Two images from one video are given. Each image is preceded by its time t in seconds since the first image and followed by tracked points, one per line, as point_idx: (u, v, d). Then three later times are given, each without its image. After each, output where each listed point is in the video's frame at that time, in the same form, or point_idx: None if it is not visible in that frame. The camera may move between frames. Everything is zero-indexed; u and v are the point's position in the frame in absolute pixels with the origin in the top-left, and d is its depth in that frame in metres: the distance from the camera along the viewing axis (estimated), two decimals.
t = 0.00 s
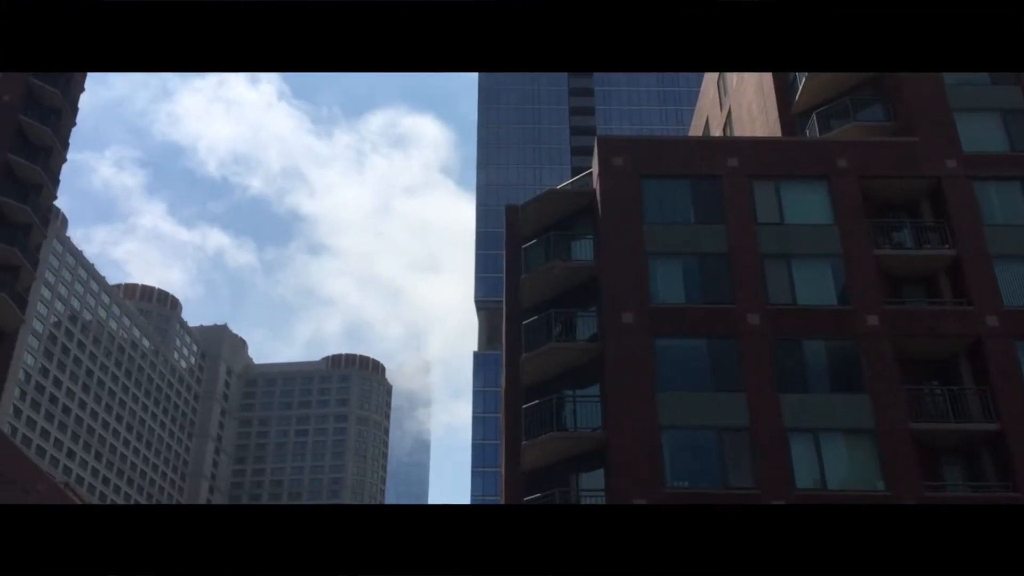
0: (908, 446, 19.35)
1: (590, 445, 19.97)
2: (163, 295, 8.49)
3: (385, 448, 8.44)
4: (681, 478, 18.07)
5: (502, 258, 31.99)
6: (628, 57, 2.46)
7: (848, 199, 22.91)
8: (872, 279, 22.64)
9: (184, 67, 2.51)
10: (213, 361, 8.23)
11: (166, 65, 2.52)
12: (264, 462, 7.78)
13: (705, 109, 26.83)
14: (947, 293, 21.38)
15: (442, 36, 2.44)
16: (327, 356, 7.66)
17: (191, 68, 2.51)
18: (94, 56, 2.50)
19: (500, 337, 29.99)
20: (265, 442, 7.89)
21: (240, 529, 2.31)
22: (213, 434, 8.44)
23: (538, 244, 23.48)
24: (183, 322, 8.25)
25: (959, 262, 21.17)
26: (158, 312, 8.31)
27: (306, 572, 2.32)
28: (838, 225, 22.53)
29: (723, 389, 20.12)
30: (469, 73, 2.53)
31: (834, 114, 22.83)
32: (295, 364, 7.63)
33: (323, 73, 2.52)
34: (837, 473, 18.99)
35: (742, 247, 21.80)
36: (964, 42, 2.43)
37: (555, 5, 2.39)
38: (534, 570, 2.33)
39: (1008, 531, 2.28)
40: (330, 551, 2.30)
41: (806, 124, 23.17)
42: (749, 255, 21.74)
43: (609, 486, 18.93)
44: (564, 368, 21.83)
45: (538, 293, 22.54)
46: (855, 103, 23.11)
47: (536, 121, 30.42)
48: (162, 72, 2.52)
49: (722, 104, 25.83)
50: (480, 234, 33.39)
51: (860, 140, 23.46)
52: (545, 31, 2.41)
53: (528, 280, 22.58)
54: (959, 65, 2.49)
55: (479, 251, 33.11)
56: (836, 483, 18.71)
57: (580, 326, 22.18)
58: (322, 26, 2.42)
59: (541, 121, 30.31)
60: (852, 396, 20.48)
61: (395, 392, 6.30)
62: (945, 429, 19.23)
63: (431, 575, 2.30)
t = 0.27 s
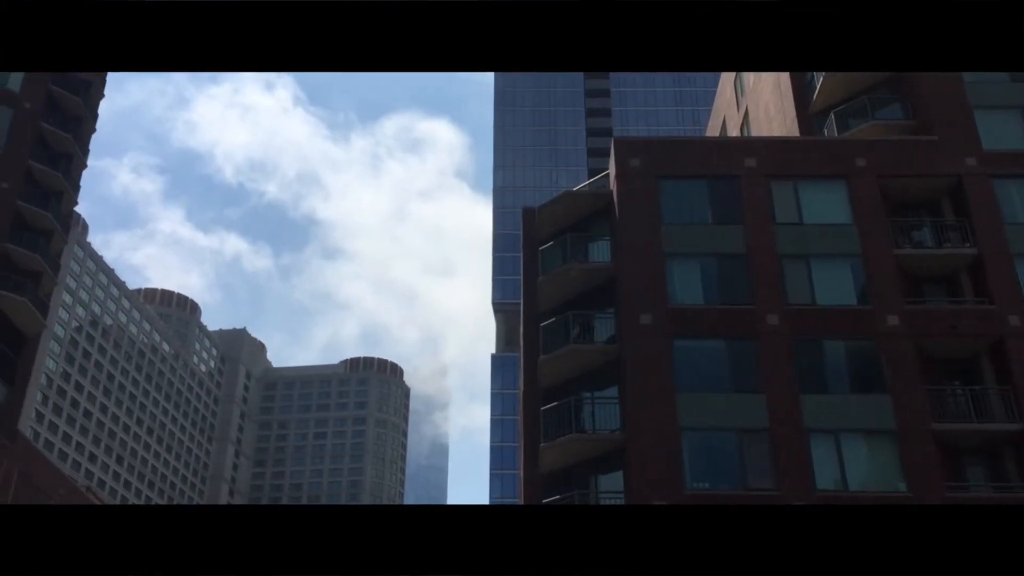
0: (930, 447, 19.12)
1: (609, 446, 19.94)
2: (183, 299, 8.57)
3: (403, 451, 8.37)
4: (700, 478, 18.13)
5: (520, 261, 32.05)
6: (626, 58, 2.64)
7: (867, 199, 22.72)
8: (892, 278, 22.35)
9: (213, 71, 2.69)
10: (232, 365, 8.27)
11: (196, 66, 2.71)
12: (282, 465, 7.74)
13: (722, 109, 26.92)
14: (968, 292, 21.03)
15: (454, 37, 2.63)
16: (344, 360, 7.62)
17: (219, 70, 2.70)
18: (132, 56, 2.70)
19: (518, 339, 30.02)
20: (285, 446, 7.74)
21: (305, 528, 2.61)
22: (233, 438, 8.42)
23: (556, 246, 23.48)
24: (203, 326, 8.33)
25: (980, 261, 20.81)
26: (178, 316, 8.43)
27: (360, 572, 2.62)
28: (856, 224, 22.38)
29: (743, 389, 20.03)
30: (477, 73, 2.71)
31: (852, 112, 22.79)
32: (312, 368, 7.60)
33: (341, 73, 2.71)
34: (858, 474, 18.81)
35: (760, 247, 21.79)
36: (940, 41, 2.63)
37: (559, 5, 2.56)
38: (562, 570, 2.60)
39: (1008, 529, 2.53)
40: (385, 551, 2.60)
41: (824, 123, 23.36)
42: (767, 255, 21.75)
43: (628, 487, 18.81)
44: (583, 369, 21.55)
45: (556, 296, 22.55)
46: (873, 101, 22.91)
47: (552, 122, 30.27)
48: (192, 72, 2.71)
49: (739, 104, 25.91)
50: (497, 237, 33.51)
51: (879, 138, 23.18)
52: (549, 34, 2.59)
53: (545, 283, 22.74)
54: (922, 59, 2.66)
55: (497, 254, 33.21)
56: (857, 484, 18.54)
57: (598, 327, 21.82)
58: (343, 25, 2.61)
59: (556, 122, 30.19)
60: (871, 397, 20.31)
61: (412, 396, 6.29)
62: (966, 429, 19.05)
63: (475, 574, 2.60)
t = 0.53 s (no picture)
0: (950, 446, 18.92)
1: (627, 446, 19.84)
2: (201, 302, 8.69)
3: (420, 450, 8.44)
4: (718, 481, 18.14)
5: (535, 259, 32.03)
6: (641, 55, 2.93)
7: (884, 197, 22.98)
8: (910, 276, 22.01)
9: (272, 69, 2.98)
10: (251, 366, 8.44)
11: (257, 64, 2.99)
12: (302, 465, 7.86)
13: (737, 108, 27.11)
14: (987, 289, 20.57)
15: (485, 37, 2.91)
16: (363, 361, 7.76)
17: (273, 69, 2.98)
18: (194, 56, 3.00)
19: (534, 339, 29.99)
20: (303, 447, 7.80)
21: (320, 529, 2.68)
22: (253, 439, 8.55)
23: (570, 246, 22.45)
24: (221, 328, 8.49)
25: (1000, 258, 20.40)
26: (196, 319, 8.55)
27: (375, 572, 2.68)
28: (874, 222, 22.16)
29: (761, 390, 19.89)
30: (507, 71, 3.00)
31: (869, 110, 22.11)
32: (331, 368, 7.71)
33: (390, 71, 2.99)
34: (876, 474, 18.61)
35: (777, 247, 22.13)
36: (925, 38, 2.91)
37: (579, 7, 2.86)
38: (581, 570, 2.67)
39: (1007, 531, 2.62)
40: (404, 549, 2.68)
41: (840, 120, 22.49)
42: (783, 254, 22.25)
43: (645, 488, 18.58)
44: (597, 369, 21.25)
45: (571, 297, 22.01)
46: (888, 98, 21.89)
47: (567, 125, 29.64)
48: (247, 72, 2.98)
49: (754, 101, 26.01)
50: (512, 237, 33.52)
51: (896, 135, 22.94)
52: (571, 33, 2.89)
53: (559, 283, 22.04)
54: (908, 57, 2.97)
55: (512, 255, 33.21)
56: (875, 485, 18.33)
57: (615, 327, 21.21)
58: (385, 27, 2.91)
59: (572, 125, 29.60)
60: (888, 396, 20.10)
61: (428, 397, 6.43)
62: (985, 428, 18.95)
63: (490, 574, 2.68)
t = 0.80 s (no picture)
0: (968, 445, 18.80)
1: (642, 446, 19.90)
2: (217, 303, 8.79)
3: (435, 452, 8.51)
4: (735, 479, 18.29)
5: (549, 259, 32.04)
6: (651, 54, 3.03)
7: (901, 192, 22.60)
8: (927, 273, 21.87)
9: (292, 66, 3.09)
10: (267, 367, 8.52)
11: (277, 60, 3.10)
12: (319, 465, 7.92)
13: (751, 106, 27.26)
14: (1006, 286, 20.29)
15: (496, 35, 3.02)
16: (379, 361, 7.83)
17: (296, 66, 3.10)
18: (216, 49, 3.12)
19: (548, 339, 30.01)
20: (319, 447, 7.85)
21: (338, 528, 2.76)
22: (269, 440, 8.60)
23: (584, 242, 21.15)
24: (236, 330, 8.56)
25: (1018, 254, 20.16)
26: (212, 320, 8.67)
27: (395, 572, 2.76)
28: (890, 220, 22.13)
29: (777, 389, 19.98)
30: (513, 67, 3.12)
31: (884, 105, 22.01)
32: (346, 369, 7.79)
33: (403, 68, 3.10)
34: (893, 472, 18.56)
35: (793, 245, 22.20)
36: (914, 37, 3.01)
37: (584, 6, 2.96)
38: (600, 570, 2.76)
39: (1007, 531, 2.75)
40: (421, 547, 2.76)
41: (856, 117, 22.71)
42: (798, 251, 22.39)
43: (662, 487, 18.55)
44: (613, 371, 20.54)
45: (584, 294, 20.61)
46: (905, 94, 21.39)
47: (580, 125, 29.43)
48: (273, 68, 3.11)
49: (768, 99, 26.16)
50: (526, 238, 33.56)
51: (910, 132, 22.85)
52: (574, 32, 3.00)
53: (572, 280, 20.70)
54: (907, 58, 3.06)
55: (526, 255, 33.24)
56: (892, 483, 18.30)
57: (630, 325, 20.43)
58: (392, 27, 3.04)
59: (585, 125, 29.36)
60: (905, 394, 19.97)
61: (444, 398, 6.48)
62: (1005, 426, 18.77)
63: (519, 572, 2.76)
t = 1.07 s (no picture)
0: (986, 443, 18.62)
1: (658, 446, 19.77)
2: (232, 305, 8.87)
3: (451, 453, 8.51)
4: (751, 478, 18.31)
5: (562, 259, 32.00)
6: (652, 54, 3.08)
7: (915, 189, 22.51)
8: (943, 270, 21.72)
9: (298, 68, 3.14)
10: (281, 369, 8.57)
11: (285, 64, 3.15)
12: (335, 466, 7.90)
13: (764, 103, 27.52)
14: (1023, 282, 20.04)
15: (498, 37, 3.07)
16: (392, 362, 7.84)
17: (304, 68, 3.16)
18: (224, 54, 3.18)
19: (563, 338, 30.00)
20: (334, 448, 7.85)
21: (354, 527, 2.88)
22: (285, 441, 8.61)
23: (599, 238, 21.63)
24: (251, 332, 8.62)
25: None
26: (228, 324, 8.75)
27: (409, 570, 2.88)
28: (905, 217, 22.03)
29: (791, 387, 19.98)
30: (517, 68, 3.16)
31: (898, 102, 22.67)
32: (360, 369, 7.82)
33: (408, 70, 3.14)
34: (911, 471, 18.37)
35: (806, 244, 22.57)
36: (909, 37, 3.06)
37: (583, 7, 3.00)
38: (610, 569, 2.86)
39: (1008, 531, 2.81)
40: (436, 547, 2.87)
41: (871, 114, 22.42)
42: (814, 248, 22.65)
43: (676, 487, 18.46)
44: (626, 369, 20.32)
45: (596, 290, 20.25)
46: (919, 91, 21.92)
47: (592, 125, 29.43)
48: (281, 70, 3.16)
49: (782, 97, 26.39)
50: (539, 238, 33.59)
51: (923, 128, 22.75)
52: (573, 34, 3.05)
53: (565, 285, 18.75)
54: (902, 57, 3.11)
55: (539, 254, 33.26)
56: (909, 481, 18.13)
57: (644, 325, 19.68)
58: (390, 27, 3.07)
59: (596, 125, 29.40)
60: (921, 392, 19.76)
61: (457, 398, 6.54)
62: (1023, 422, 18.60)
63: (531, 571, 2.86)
